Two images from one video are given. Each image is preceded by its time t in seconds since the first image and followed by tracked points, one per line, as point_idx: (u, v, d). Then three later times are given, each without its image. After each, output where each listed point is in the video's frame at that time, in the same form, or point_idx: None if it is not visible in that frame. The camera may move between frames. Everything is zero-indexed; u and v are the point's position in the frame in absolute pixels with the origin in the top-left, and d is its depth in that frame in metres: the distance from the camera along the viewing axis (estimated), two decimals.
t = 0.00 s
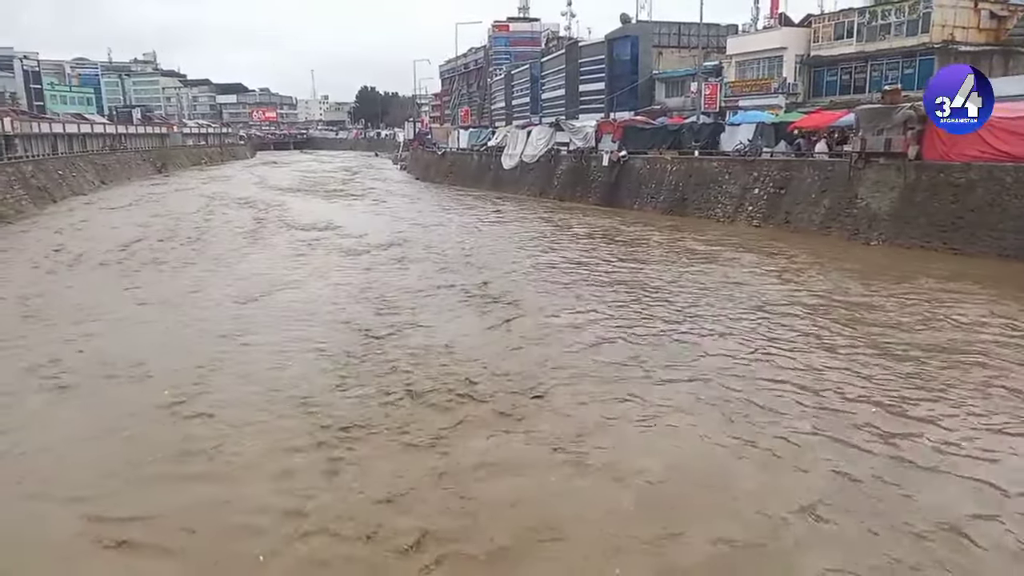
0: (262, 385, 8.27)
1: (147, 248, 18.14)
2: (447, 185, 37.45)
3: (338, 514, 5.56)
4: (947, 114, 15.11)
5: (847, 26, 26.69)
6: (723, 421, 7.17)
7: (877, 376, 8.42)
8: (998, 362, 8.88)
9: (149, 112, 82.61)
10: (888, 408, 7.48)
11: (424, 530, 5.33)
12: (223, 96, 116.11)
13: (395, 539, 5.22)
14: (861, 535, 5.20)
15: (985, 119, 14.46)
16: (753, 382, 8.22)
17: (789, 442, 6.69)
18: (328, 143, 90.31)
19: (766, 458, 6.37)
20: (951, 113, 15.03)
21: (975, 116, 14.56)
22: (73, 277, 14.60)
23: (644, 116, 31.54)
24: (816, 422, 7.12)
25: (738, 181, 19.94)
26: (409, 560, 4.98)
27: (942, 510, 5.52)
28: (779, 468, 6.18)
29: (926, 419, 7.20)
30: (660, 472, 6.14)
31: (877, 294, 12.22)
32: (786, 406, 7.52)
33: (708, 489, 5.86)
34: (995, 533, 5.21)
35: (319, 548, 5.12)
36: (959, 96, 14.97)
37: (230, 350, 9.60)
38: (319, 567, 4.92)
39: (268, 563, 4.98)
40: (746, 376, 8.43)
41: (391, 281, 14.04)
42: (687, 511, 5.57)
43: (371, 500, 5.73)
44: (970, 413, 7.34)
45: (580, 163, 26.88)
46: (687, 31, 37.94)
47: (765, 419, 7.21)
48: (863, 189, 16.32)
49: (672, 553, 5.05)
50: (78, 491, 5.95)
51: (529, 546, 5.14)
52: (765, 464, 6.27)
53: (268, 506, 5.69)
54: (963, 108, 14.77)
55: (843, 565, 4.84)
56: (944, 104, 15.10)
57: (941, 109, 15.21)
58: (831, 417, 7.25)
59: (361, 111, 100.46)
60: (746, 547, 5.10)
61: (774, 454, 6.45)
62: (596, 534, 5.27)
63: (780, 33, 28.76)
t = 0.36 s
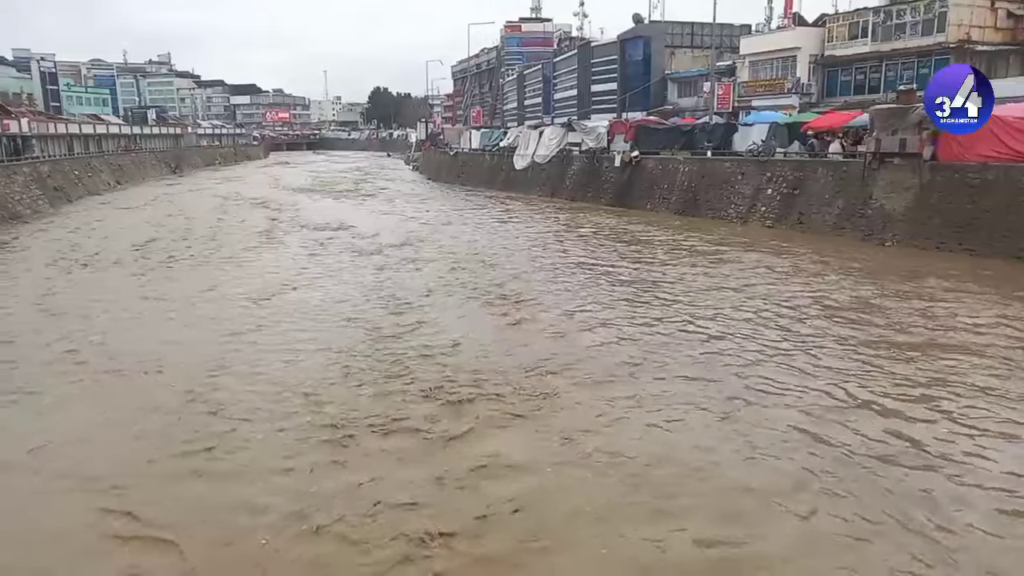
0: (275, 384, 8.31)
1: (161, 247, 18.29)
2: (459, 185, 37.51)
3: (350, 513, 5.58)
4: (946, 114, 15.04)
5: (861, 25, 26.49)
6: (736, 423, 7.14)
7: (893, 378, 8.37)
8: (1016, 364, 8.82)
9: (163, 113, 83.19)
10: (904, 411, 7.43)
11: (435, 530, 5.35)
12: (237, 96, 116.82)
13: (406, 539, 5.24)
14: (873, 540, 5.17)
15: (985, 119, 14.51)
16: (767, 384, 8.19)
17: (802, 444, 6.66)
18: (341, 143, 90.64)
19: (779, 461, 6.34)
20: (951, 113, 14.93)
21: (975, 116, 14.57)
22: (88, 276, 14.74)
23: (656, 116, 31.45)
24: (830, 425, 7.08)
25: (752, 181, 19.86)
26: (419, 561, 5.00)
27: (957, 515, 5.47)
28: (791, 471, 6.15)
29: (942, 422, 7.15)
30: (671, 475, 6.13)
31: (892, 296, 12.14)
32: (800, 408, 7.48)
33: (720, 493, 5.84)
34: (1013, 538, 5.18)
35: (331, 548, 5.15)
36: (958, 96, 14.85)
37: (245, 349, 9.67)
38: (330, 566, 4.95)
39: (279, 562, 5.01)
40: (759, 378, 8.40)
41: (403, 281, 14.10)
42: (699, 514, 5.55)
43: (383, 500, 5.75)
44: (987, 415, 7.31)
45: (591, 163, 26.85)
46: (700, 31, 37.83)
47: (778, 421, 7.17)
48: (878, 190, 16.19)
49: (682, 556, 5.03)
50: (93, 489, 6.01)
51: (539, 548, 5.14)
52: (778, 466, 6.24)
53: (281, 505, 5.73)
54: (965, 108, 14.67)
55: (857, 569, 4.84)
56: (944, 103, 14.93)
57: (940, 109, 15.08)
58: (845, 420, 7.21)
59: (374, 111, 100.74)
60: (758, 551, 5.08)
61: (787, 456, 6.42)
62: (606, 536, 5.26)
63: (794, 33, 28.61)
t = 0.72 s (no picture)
0: (286, 385, 8.36)
1: (174, 248, 18.45)
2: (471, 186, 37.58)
3: (360, 515, 5.61)
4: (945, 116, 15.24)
5: (875, 27, 26.21)
6: (746, 426, 7.11)
7: (906, 382, 8.30)
8: None
9: (176, 115, 83.76)
10: (918, 415, 7.37)
11: (443, 532, 5.37)
12: (249, 98, 117.51)
13: (414, 541, 5.26)
14: (882, 545, 5.14)
15: (985, 119, 14.67)
16: (778, 387, 8.16)
17: (813, 449, 6.62)
18: (352, 145, 90.97)
19: (790, 465, 6.32)
20: (951, 113, 15.10)
21: (975, 116, 14.75)
22: (101, 277, 14.90)
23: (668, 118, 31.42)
24: (840, 428, 7.04)
25: (763, 184, 19.80)
26: (428, 562, 5.02)
27: (968, 520, 5.43)
28: (800, 475, 6.14)
29: (956, 427, 7.09)
30: (679, 478, 6.12)
31: (903, 299, 12.07)
32: (813, 413, 7.43)
33: (728, 496, 5.83)
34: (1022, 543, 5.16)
35: (339, 549, 5.18)
36: (959, 96, 15.00)
37: (257, 349, 9.74)
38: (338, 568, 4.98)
39: (286, 562, 5.05)
40: (771, 381, 8.36)
41: (414, 283, 14.15)
42: (706, 518, 5.53)
43: (393, 502, 5.79)
44: (1000, 419, 7.25)
45: (602, 165, 26.85)
46: (712, 33, 37.76)
47: (790, 425, 7.14)
48: (891, 192, 16.12)
49: (688, 560, 5.02)
50: (106, 488, 6.07)
51: (546, 551, 5.15)
52: (788, 470, 6.22)
53: (290, 505, 5.77)
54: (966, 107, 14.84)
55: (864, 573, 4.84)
56: (944, 103, 15.09)
57: (941, 109, 15.21)
58: (858, 424, 7.16)
59: (385, 113, 101.04)
60: (766, 554, 5.06)
61: (796, 460, 6.40)
62: (614, 540, 5.27)
63: (807, 35, 28.46)
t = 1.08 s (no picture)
0: (296, 385, 8.35)
1: (188, 248, 18.55)
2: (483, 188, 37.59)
3: (367, 517, 5.57)
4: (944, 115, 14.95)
5: (891, 30, 26.06)
6: (759, 431, 7.03)
7: (922, 388, 8.19)
8: None
9: (191, 115, 84.31)
10: (934, 422, 7.25)
11: (452, 535, 5.32)
12: (263, 99, 118.28)
13: (421, 544, 5.21)
14: (898, 554, 5.03)
15: (985, 120, 14.40)
16: (792, 392, 8.07)
17: (827, 455, 6.52)
18: (365, 146, 91.24)
19: (803, 471, 6.22)
20: (951, 113, 14.78)
21: (975, 116, 14.46)
22: (115, 275, 15.00)
23: (680, 121, 31.32)
24: (855, 435, 6.94)
25: (777, 187, 19.68)
26: (435, 566, 4.96)
27: (987, 530, 5.31)
28: (814, 483, 6.04)
29: (974, 434, 6.97)
30: (691, 484, 6.03)
31: (919, 304, 11.92)
32: (828, 418, 7.33)
33: (740, 502, 5.74)
34: None
35: (346, 552, 5.13)
36: (959, 96, 14.62)
37: (269, 348, 9.77)
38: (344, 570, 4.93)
39: (292, 564, 5.01)
40: (785, 386, 8.27)
41: (426, 284, 14.15)
42: (718, 525, 5.45)
43: (401, 505, 5.74)
44: (1016, 426, 7.15)
45: (615, 168, 26.79)
46: (726, 35, 37.59)
47: (804, 430, 7.05)
48: (906, 196, 15.98)
49: (699, 568, 4.94)
50: (115, 486, 6.07)
51: (553, 555, 5.09)
52: (802, 477, 6.12)
53: (298, 507, 5.74)
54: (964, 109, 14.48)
55: None
56: (944, 104, 14.73)
57: (941, 109, 14.90)
58: (873, 430, 7.05)
59: (398, 115, 101.37)
60: (778, 563, 4.96)
61: (811, 466, 6.31)
62: (624, 546, 5.19)
63: (822, 37, 28.32)
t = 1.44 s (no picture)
0: (306, 382, 8.37)
1: (199, 244, 18.65)
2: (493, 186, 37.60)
3: (376, 516, 5.56)
4: (945, 115, 15.15)
5: (905, 29, 25.87)
6: (770, 432, 6.98)
7: (936, 390, 8.11)
8: None
9: (203, 112, 84.61)
10: (949, 424, 7.18)
11: (461, 534, 5.30)
12: (275, 96, 118.71)
13: (431, 543, 5.20)
14: (911, 557, 4.98)
15: (985, 119, 14.54)
16: (804, 393, 8.01)
17: (840, 456, 6.47)
18: (376, 144, 91.43)
19: (816, 473, 6.17)
20: (951, 113, 14.95)
21: (975, 117, 14.59)
22: (129, 271, 15.10)
23: (692, 120, 31.23)
24: (869, 436, 6.88)
25: (788, 186, 19.59)
26: (444, 565, 4.95)
27: (1003, 533, 5.24)
28: (826, 484, 5.99)
29: (988, 436, 6.89)
30: (700, 484, 6.02)
31: (933, 305, 11.82)
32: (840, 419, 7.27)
33: (751, 503, 5.70)
34: None
35: (354, 550, 5.13)
36: (959, 96, 14.73)
37: (280, 345, 9.83)
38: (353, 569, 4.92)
39: (301, 561, 5.01)
40: (796, 386, 8.21)
41: (436, 282, 14.19)
42: (729, 526, 5.41)
43: (411, 503, 5.73)
44: None
45: (625, 166, 26.74)
46: (738, 34, 37.41)
47: (817, 431, 7.00)
48: (919, 197, 15.88)
49: (709, 568, 4.91)
50: (126, 481, 6.12)
51: (561, 551, 5.12)
52: (814, 479, 6.08)
53: (308, 504, 5.73)
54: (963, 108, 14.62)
55: None
56: (944, 104, 14.91)
57: (941, 109, 15.08)
58: (884, 431, 6.99)
59: (408, 112, 101.49)
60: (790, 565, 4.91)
61: (823, 468, 6.25)
62: (634, 547, 5.16)
63: (835, 36, 28.15)
